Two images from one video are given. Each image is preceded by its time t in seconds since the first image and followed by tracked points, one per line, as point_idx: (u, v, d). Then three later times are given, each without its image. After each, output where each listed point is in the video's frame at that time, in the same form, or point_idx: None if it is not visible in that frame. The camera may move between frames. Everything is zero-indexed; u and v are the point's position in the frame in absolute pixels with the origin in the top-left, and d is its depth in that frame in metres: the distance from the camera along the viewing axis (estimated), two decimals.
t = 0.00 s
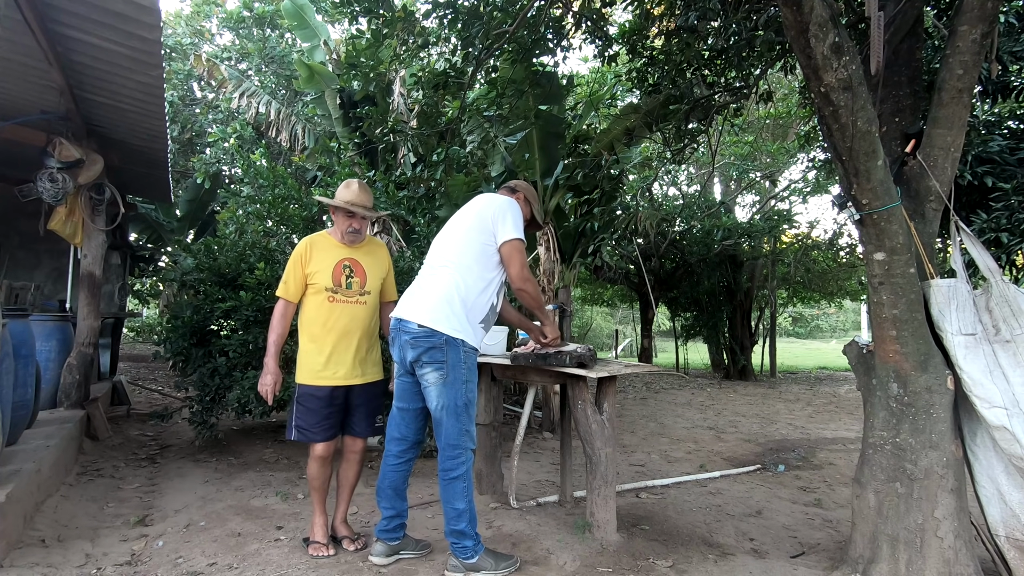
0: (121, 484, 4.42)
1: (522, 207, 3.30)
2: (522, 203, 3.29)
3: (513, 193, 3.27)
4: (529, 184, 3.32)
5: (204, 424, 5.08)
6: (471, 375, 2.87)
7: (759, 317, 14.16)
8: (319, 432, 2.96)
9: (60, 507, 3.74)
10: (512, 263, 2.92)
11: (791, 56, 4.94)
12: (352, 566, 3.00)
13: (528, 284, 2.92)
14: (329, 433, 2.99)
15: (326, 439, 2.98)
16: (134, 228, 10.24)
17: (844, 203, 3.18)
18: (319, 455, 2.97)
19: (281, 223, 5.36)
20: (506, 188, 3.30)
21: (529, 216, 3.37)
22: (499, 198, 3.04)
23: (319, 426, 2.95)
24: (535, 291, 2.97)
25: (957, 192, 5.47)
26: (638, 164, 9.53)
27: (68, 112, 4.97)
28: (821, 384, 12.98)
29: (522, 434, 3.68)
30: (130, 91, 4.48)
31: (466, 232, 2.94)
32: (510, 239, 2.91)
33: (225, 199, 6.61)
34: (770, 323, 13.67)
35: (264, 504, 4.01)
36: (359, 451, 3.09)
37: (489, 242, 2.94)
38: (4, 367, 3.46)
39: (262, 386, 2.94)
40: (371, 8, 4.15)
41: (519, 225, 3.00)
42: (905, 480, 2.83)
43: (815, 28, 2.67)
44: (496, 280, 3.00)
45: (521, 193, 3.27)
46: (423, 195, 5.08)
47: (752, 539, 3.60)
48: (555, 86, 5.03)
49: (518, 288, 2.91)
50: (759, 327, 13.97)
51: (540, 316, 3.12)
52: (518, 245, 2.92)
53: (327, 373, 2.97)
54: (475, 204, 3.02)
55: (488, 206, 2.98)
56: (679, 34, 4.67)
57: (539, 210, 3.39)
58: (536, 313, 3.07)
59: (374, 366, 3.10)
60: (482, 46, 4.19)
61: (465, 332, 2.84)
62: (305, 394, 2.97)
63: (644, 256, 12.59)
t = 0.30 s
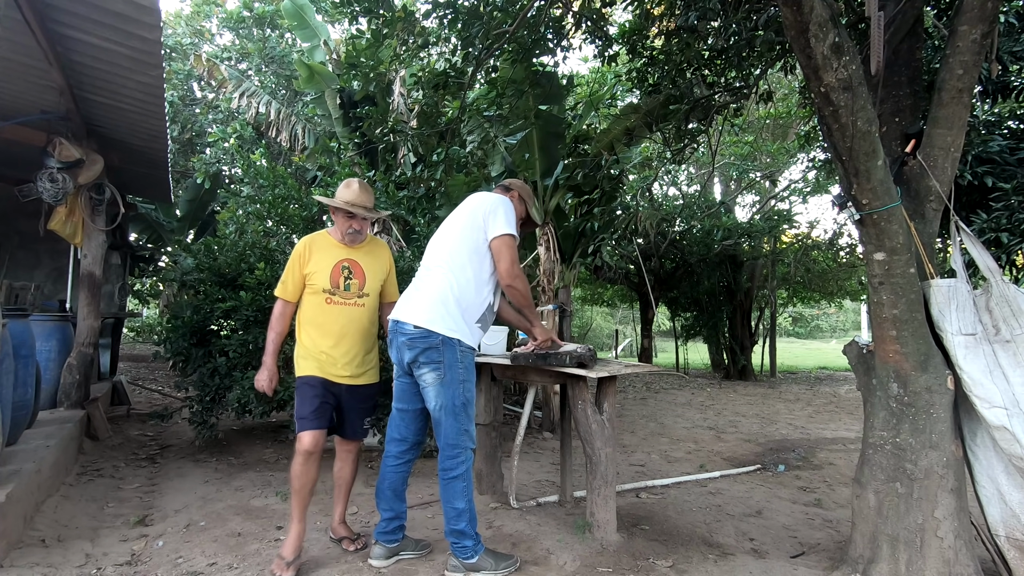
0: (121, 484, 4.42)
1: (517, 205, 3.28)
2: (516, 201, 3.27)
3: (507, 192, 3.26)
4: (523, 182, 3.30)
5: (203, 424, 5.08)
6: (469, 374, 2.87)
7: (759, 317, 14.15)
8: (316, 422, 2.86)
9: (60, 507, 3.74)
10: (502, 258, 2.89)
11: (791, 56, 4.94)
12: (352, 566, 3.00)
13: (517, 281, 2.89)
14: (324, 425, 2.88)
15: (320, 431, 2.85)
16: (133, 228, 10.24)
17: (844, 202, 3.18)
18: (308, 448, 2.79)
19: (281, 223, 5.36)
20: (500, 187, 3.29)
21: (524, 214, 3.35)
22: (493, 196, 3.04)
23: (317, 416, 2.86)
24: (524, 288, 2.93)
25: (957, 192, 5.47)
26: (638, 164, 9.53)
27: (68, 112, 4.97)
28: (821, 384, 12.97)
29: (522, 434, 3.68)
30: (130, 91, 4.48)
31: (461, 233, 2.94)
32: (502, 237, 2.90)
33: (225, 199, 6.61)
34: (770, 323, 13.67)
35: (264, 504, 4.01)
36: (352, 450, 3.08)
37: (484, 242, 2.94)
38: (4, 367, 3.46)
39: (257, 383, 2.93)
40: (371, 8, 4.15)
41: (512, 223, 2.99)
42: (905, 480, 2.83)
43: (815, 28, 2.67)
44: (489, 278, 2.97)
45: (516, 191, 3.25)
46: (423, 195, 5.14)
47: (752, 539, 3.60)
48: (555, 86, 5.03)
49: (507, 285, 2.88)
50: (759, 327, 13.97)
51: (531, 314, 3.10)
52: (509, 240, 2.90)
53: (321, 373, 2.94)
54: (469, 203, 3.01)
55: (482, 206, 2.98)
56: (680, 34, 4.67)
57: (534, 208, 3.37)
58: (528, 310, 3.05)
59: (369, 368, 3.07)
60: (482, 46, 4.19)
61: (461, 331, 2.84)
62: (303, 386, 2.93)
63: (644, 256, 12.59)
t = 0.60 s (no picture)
0: (121, 484, 4.42)
1: (514, 204, 3.26)
2: (514, 199, 3.26)
3: (505, 191, 3.24)
4: (522, 180, 3.28)
5: (203, 424, 5.07)
6: (468, 374, 2.87)
7: (759, 317, 14.16)
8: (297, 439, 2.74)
9: (60, 507, 3.74)
10: (492, 260, 2.87)
11: (791, 56, 4.94)
12: (352, 566, 3.00)
13: (507, 283, 2.86)
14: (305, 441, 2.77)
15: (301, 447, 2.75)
16: (134, 228, 10.24)
17: (844, 202, 3.18)
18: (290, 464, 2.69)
19: (281, 223, 5.36)
20: (499, 185, 3.27)
21: (522, 212, 3.33)
22: (487, 197, 3.04)
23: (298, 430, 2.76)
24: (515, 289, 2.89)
25: (957, 192, 5.47)
26: (638, 164, 9.54)
27: (68, 112, 4.97)
28: (821, 384, 12.97)
29: (521, 434, 3.67)
30: (130, 91, 4.48)
31: (455, 234, 2.94)
32: (493, 237, 2.88)
33: (225, 199, 6.61)
34: (770, 323, 13.67)
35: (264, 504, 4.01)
36: (345, 454, 3.03)
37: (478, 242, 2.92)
38: (4, 367, 3.46)
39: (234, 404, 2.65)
40: (371, 8, 4.15)
41: (506, 223, 2.97)
42: (905, 480, 2.83)
43: (815, 28, 2.67)
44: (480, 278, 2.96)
45: (514, 190, 3.23)
46: (423, 195, 5.22)
47: (752, 539, 3.60)
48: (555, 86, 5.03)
49: (496, 286, 2.86)
50: (759, 327, 13.97)
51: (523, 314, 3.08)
52: (500, 241, 2.87)
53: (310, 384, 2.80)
54: (465, 205, 3.01)
55: (477, 207, 2.98)
56: (679, 35, 4.67)
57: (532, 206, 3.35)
58: (521, 310, 3.03)
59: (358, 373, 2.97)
60: (482, 46, 4.20)
61: (456, 333, 2.83)
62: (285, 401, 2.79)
63: (644, 256, 12.59)
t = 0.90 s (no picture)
0: (121, 484, 4.42)
1: (527, 206, 3.29)
2: (527, 201, 3.28)
3: (518, 192, 3.26)
4: (534, 181, 3.30)
5: (203, 424, 5.07)
6: (481, 375, 2.87)
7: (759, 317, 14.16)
8: (277, 444, 2.63)
9: (60, 507, 3.74)
10: (508, 274, 2.85)
11: (791, 56, 4.94)
12: (352, 566, 3.01)
13: (524, 297, 2.85)
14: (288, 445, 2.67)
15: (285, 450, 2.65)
16: (134, 228, 10.24)
17: (844, 203, 3.18)
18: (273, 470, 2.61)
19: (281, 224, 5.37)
20: (511, 186, 3.28)
21: (534, 213, 3.36)
22: (494, 201, 3.04)
23: (276, 437, 2.64)
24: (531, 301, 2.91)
25: (957, 192, 5.47)
26: (638, 164, 9.53)
27: (68, 112, 4.97)
28: (821, 385, 12.97)
29: (521, 434, 3.67)
30: (130, 91, 4.48)
31: (464, 237, 2.94)
32: (503, 242, 2.86)
33: (225, 199, 6.62)
34: (770, 323, 13.67)
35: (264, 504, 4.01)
36: (352, 452, 2.85)
37: (487, 244, 2.90)
38: (4, 367, 3.46)
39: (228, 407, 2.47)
40: (371, 8, 4.15)
41: (516, 226, 2.96)
42: (905, 480, 2.83)
43: (815, 28, 2.67)
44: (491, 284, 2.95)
45: (526, 191, 3.25)
46: (422, 195, 5.11)
47: (752, 539, 3.60)
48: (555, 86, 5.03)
49: (513, 301, 2.85)
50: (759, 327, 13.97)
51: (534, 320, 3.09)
52: (512, 252, 2.85)
53: (295, 379, 2.66)
54: (474, 209, 3.02)
55: (486, 209, 2.98)
56: (679, 35, 4.67)
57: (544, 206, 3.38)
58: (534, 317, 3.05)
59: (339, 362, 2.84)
60: (482, 46, 4.20)
61: (467, 334, 2.82)
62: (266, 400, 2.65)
63: (644, 256, 12.59)
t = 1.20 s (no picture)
0: (121, 484, 4.42)
1: (539, 208, 3.35)
2: (540, 203, 3.34)
3: (531, 194, 3.32)
4: (547, 184, 3.35)
5: (203, 424, 5.07)
6: (493, 374, 2.88)
7: (759, 317, 14.16)
8: (277, 452, 2.62)
9: (59, 507, 3.74)
10: (523, 275, 2.89)
11: (791, 56, 4.94)
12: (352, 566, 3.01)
13: (535, 297, 2.92)
14: (287, 452, 2.65)
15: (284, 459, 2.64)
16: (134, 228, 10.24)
17: (844, 203, 3.18)
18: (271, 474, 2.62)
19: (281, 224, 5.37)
20: (524, 187, 3.33)
21: (545, 215, 3.42)
22: (509, 201, 3.07)
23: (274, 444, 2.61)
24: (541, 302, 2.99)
25: (957, 192, 5.46)
26: (638, 164, 9.53)
27: (69, 112, 4.97)
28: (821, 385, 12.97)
29: (521, 434, 3.67)
30: (130, 91, 4.48)
31: (478, 235, 2.95)
32: (521, 243, 2.90)
33: (225, 199, 6.62)
34: (770, 323, 13.66)
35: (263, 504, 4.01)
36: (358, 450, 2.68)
37: (503, 244, 2.93)
38: (3, 367, 3.46)
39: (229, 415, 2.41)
40: (371, 8, 4.16)
41: (533, 228, 3.00)
42: (905, 480, 2.83)
43: (815, 28, 2.67)
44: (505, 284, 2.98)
45: (540, 194, 3.31)
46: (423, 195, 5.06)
47: (752, 539, 3.60)
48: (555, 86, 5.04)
49: (525, 301, 2.91)
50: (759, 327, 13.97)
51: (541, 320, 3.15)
52: (528, 253, 2.89)
53: (293, 382, 2.61)
54: (489, 208, 3.04)
55: (501, 209, 3.00)
56: (680, 35, 4.67)
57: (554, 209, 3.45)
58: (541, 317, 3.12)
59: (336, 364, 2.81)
60: (482, 46, 4.20)
61: (482, 333, 2.83)
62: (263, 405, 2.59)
63: (644, 256, 12.59)
